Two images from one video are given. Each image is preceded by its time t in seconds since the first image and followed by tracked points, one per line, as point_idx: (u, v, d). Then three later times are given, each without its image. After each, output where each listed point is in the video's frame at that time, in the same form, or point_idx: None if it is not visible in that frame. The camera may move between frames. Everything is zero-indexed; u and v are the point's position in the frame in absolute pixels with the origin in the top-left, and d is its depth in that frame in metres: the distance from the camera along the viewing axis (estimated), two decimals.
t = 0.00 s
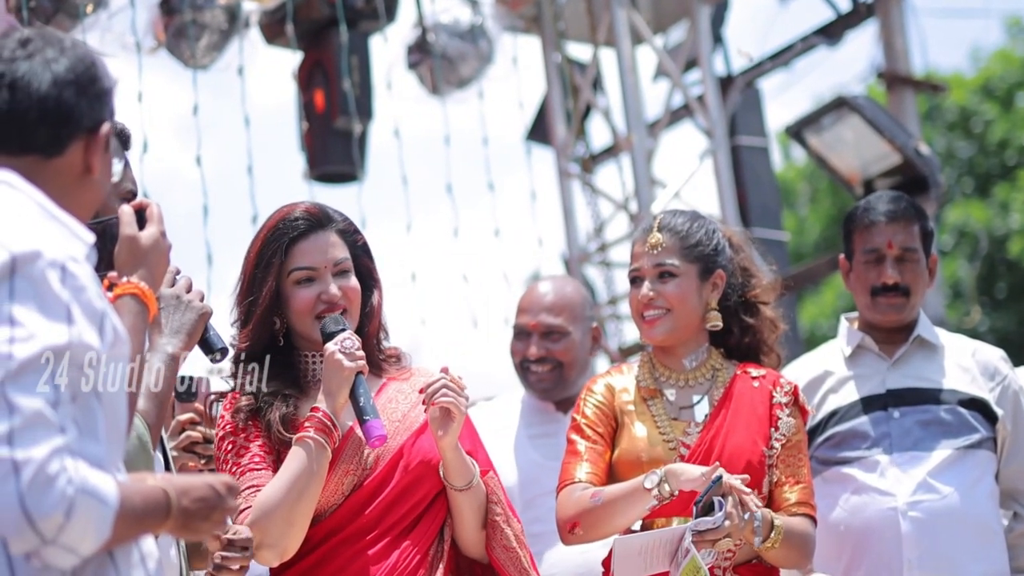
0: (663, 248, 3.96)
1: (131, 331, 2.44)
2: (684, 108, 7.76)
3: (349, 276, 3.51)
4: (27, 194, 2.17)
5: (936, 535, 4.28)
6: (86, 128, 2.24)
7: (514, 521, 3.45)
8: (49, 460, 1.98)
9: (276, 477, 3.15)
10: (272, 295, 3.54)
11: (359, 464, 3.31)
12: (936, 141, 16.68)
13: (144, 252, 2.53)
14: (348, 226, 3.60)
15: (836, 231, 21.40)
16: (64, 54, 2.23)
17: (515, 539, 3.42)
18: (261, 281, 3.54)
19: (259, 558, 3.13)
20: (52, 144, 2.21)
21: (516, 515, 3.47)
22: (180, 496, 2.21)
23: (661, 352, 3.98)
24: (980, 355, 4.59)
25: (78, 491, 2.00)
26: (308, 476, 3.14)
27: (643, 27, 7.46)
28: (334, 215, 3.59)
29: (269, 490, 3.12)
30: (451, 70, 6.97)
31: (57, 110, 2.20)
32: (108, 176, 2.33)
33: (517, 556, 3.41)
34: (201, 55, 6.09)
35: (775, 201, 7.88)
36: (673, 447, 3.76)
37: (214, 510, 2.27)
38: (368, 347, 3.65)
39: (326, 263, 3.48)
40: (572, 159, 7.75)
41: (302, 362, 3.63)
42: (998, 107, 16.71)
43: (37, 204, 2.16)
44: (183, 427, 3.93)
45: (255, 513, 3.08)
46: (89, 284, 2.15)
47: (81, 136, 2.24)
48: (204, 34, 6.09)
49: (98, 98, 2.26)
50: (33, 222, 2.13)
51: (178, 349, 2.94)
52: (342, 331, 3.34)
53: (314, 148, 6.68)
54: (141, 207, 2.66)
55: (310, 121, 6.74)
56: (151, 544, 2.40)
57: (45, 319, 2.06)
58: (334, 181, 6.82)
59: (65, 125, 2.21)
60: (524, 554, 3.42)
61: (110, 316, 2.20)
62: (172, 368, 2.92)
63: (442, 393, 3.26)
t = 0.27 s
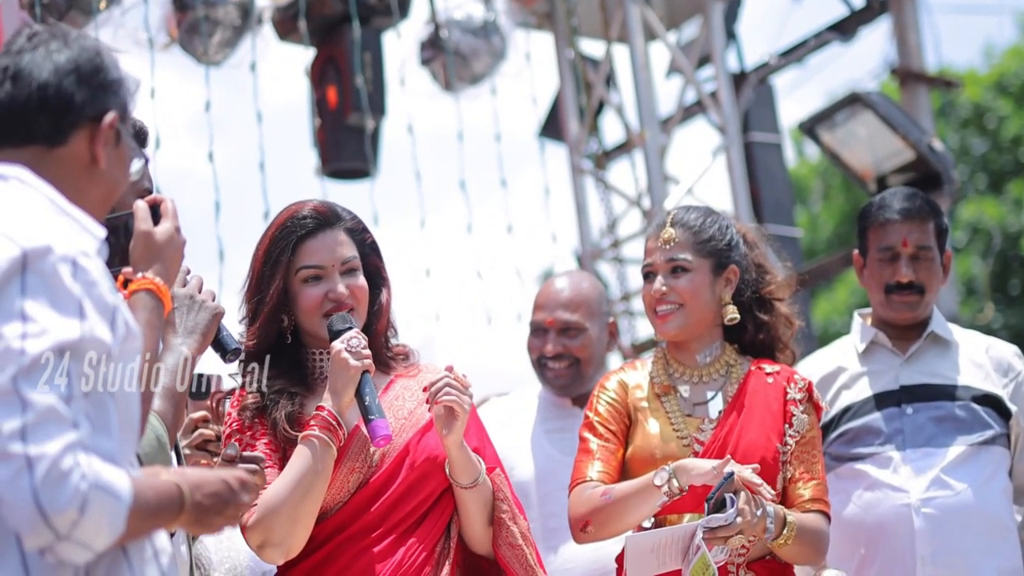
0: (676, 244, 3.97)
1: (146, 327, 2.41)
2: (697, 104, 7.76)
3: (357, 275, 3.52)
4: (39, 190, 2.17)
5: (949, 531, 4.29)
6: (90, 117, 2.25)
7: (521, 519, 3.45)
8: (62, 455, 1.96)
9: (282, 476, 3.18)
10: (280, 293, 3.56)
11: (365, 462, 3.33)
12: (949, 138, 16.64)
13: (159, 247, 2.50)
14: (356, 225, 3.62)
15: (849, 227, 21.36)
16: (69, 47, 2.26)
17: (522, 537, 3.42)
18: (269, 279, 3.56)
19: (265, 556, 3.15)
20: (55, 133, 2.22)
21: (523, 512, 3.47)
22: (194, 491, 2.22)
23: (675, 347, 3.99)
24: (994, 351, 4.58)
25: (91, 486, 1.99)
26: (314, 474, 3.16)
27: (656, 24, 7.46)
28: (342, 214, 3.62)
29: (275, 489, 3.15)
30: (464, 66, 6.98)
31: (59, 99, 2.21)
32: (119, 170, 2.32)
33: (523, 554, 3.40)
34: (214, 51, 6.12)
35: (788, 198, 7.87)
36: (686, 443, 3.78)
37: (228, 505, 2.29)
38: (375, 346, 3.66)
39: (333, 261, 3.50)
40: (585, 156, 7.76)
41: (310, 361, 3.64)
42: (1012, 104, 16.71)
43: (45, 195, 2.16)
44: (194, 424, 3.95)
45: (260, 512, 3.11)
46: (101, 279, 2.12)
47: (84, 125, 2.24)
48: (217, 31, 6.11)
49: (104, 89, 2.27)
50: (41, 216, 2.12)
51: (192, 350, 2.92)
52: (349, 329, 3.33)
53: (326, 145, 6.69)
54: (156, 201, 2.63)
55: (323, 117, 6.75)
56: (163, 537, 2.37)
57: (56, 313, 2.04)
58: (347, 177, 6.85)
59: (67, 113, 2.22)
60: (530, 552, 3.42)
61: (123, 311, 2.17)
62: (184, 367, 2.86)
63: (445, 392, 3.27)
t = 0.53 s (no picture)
0: (688, 241, 3.96)
1: (160, 326, 2.40)
2: (708, 102, 7.76)
3: (363, 274, 3.53)
4: (48, 188, 2.18)
5: (961, 531, 4.28)
6: (93, 110, 2.23)
7: (528, 519, 3.45)
8: (74, 453, 1.96)
9: (287, 476, 3.19)
10: (287, 292, 3.58)
11: (370, 462, 3.35)
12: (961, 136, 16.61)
13: (172, 245, 2.50)
14: (363, 224, 3.63)
15: (860, 225, 21.32)
16: (75, 43, 2.27)
17: (528, 537, 3.42)
18: (276, 278, 3.58)
19: (271, 556, 3.18)
20: (57, 127, 2.21)
21: (529, 512, 3.47)
22: (206, 487, 2.19)
23: (688, 346, 4.00)
24: (1006, 350, 4.54)
25: (103, 484, 1.98)
26: (318, 475, 3.17)
27: (667, 22, 7.46)
28: (350, 214, 3.63)
29: (280, 489, 3.17)
30: (475, 65, 6.99)
31: (61, 93, 2.21)
32: (126, 166, 2.29)
33: (529, 553, 3.40)
34: (226, 50, 6.14)
35: (800, 196, 7.87)
36: (698, 441, 3.78)
37: (241, 503, 2.25)
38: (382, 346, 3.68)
39: (339, 261, 3.50)
40: (596, 154, 7.76)
41: (318, 360, 3.66)
42: None
43: (52, 191, 2.17)
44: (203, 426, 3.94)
45: (265, 513, 3.13)
46: (110, 275, 2.13)
47: (86, 119, 2.22)
48: (228, 30, 6.13)
49: (109, 83, 2.25)
50: (48, 211, 2.13)
51: (203, 352, 2.95)
52: (354, 330, 3.32)
53: (338, 144, 6.71)
54: (168, 199, 2.64)
55: (334, 116, 6.77)
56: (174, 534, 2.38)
57: (67, 311, 2.03)
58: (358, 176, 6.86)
59: (69, 106, 2.21)
60: (536, 551, 3.42)
61: (131, 307, 2.17)
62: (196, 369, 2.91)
63: (450, 392, 3.27)
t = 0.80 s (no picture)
0: (700, 239, 3.97)
1: (174, 323, 2.40)
2: (720, 100, 7.76)
3: (367, 271, 3.53)
4: (57, 184, 2.13)
5: (973, 529, 4.29)
6: (100, 106, 2.19)
7: (534, 517, 3.46)
8: (86, 450, 1.93)
9: (293, 475, 3.21)
10: (293, 290, 3.60)
11: (375, 460, 3.36)
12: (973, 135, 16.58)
13: (187, 243, 2.50)
14: (369, 222, 3.63)
15: (873, 223, 21.28)
16: (87, 42, 2.24)
17: (534, 536, 3.43)
18: (281, 276, 3.59)
19: (276, 555, 3.20)
20: (64, 121, 2.18)
21: (536, 511, 3.47)
22: (218, 482, 2.15)
23: (701, 344, 4.00)
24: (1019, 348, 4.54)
25: (116, 481, 1.95)
26: (323, 474, 3.19)
27: (679, 20, 7.45)
28: (355, 212, 3.64)
29: (286, 489, 3.18)
30: (487, 63, 7.00)
31: (68, 89, 2.18)
32: (134, 164, 2.24)
33: (535, 552, 3.41)
34: (238, 48, 6.16)
35: (811, 194, 7.86)
36: (710, 439, 3.79)
37: (253, 497, 2.21)
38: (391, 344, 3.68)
39: (342, 258, 3.51)
40: (608, 152, 7.76)
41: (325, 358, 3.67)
42: None
43: (61, 186, 2.14)
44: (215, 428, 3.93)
45: (270, 513, 3.16)
46: (120, 271, 2.08)
47: (92, 114, 2.18)
48: (240, 28, 6.15)
49: (118, 80, 2.21)
50: (56, 206, 2.09)
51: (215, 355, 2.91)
52: (357, 329, 3.34)
53: (350, 142, 6.72)
54: (182, 197, 2.62)
55: (346, 114, 6.78)
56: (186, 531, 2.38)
57: (76, 308, 1.99)
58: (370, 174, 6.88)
59: (75, 102, 2.17)
60: (542, 550, 3.43)
61: (142, 303, 2.13)
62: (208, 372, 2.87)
63: (453, 390, 3.29)
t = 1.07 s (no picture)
0: (711, 237, 3.97)
1: (187, 322, 2.41)
2: (730, 99, 7.76)
3: (366, 266, 3.55)
4: (65, 182, 2.12)
5: (983, 527, 4.29)
6: (108, 103, 2.15)
7: (540, 515, 3.47)
8: (96, 447, 1.89)
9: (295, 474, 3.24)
10: (294, 286, 3.62)
11: (379, 458, 3.37)
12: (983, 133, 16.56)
13: (199, 242, 2.51)
14: (371, 220, 3.65)
15: (882, 222, 21.27)
16: (98, 42, 2.22)
17: (540, 533, 3.44)
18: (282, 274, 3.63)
19: (280, 552, 3.24)
20: (72, 117, 2.15)
21: (542, 509, 3.48)
22: (230, 476, 2.14)
23: (712, 342, 4.00)
24: None
25: (126, 477, 1.92)
26: (325, 473, 3.21)
27: (688, 18, 7.45)
28: (357, 209, 3.65)
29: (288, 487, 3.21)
30: (497, 61, 7.01)
31: (76, 86, 2.15)
32: (143, 163, 2.20)
33: (541, 550, 3.42)
34: (248, 47, 6.18)
35: (821, 192, 7.85)
36: (721, 437, 3.79)
37: (264, 492, 2.20)
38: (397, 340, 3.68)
39: (339, 253, 3.53)
40: (617, 150, 7.77)
41: (332, 354, 3.69)
42: None
43: (68, 184, 2.12)
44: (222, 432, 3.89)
45: (272, 512, 3.21)
46: (128, 267, 2.05)
47: (100, 111, 2.15)
48: (250, 26, 6.17)
49: (127, 78, 2.19)
50: (62, 204, 2.07)
51: (226, 357, 2.91)
52: (359, 326, 3.36)
53: (359, 140, 6.73)
54: (194, 196, 2.63)
55: (356, 112, 6.79)
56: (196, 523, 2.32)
57: (84, 304, 1.96)
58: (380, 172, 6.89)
59: (83, 98, 2.15)
60: (548, 548, 3.43)
61: (150, 299, 2.10)
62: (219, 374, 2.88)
63: (456, 388, 3.31)
